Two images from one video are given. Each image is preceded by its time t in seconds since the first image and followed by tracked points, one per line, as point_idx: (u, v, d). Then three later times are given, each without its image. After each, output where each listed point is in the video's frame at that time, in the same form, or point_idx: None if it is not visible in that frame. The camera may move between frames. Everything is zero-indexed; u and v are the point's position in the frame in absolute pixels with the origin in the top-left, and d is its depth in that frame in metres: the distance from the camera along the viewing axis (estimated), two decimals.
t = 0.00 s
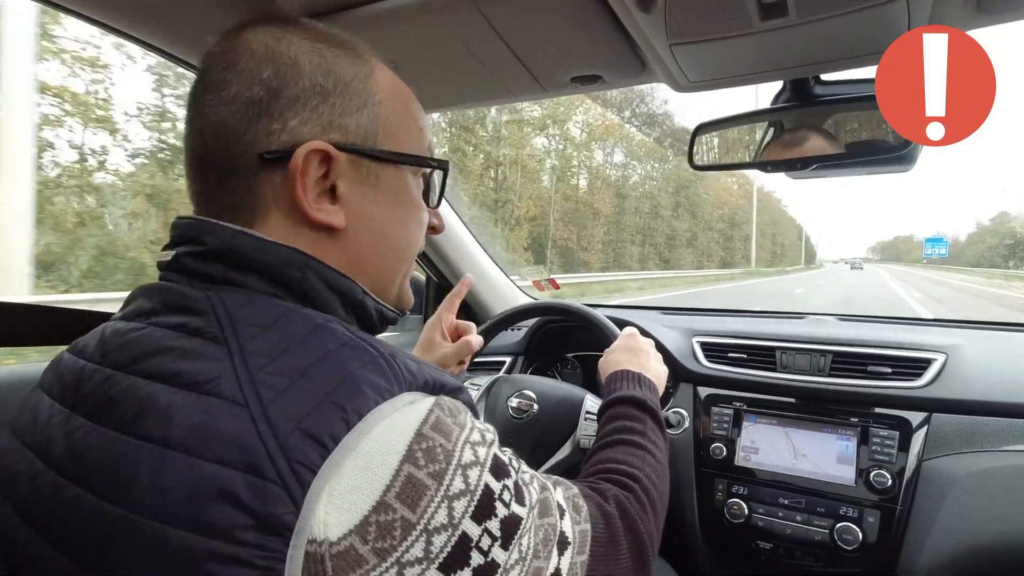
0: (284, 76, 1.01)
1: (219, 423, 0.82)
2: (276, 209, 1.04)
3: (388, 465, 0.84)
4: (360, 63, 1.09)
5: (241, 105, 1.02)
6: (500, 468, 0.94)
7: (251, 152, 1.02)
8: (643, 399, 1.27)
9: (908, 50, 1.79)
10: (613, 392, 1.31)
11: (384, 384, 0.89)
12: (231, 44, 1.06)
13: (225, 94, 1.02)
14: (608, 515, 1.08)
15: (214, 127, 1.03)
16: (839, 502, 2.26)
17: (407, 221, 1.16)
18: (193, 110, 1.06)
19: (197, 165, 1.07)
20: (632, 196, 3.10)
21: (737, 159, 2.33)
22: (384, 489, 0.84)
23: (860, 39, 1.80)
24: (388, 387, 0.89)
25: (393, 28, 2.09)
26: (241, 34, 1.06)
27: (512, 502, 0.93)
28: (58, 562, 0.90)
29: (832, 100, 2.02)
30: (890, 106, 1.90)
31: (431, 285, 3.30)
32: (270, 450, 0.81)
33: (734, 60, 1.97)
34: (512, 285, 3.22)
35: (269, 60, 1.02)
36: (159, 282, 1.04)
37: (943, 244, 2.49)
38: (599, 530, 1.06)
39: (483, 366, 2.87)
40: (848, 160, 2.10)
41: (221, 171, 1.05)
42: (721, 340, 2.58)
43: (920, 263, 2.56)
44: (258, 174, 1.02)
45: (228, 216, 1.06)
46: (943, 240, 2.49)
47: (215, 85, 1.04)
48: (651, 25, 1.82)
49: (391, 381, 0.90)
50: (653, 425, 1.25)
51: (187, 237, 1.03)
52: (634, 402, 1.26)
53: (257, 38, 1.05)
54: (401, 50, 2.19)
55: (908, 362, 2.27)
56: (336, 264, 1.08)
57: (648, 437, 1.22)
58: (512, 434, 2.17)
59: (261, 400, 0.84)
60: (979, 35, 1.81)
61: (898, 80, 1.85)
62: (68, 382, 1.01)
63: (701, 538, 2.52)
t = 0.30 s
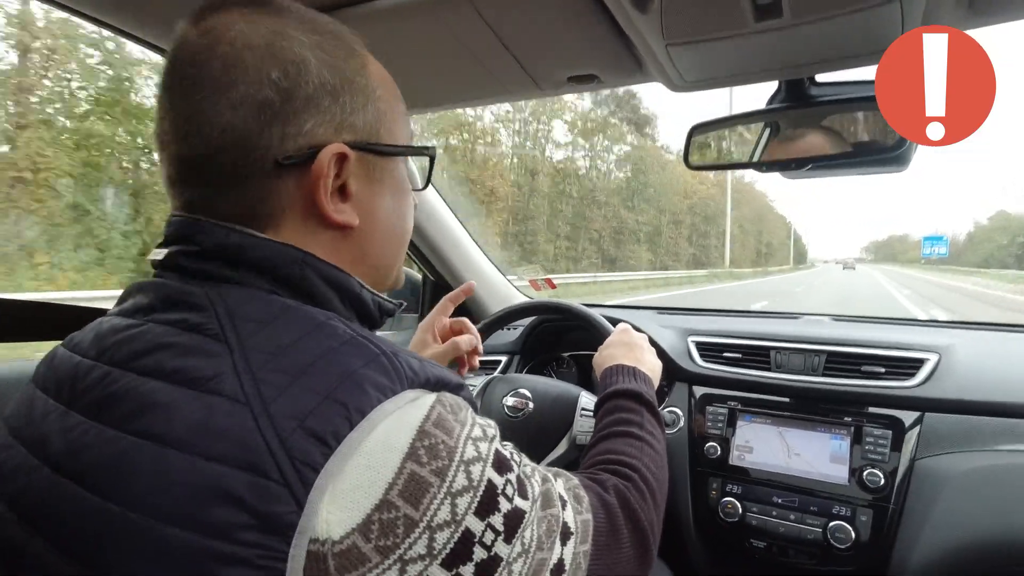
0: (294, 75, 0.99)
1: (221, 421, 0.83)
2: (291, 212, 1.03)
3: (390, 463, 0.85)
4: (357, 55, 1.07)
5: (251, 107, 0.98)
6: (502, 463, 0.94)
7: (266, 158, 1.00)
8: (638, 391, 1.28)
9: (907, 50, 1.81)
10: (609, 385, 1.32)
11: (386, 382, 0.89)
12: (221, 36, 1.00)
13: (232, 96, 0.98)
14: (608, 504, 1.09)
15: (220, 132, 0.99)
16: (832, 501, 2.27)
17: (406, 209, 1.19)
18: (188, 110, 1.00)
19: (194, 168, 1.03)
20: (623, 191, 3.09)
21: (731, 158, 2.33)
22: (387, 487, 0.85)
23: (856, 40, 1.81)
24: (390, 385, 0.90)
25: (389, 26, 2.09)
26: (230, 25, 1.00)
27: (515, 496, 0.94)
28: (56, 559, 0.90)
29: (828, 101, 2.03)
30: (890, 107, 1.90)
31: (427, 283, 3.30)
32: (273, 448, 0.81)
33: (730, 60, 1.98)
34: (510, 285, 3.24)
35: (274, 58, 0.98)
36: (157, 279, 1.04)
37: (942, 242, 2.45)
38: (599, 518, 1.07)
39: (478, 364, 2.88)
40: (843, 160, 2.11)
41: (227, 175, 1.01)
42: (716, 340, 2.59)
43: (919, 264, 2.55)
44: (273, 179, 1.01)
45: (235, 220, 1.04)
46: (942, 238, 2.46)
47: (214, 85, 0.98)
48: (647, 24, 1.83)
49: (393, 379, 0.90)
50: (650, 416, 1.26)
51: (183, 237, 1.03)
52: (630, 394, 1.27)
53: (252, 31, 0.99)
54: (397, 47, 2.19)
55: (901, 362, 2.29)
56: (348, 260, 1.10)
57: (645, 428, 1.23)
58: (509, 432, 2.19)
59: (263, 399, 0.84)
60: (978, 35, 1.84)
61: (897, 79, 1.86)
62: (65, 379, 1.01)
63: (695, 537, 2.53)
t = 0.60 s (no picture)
0: (276, 81, 0.98)
1: (224, 415, 0.83)
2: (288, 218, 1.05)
3: (393, 455, 0.85)
4: (334, 44, 1.05)
5: (237, 120, 0.98)
6: (501, 455, 0.95)
7: (260, 169, 1.01)
8: (635, 383, 1.29)
9: (908, 51, 1.83)
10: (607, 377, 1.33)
11: (388, 375, 0.90)
12: (195, 46, 0.98)
13: (218, 111, 0.98)
14: (607, 495, 1.10)
15: (211, 148, 0.99)
16: (828, 497, 2.29)
17: (399, 194, 1.20)
18: (176, 128, 1.00)
19: (187, 184, 1.04)
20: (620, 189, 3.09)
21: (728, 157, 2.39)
22: (389, 479, 0.85)
23: (853, 38, 1.83)
24: (391, 378, 0.90)
25: (390, 22, 2.10)
26: (201, 34, 0.98)
27: (516, 487, 0.94)
28: (58, 550, 0.91)
29: (825, 99, 2.04)
30: (891, 108, 1.91)
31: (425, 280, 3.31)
32: (276, 440, 0.82)
33: (730, 58, 1.99)
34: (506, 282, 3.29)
35: (253, 67, 0.97)
36: (155, 275, 1.04)
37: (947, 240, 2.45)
38: (598, 509, 1.08)
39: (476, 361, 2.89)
40: (837, 159, 2.13)
41: (222, 189, 1.02)
42: (713, 337, 2.60)
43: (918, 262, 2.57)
44: (268, 189, 1.02)
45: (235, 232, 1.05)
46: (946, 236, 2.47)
47: (200, 102, 0.98)
48: (647, 21, 1.84)
49: (393, 372, 0.91)
50: (647, 408, 1.27)
51: (174, 237, 1.04)
52: (627, 386, 1.28)
53: (225, 37, 0.97)
54: (398, 44, 2.20)
55: (897, 359, 2.30)
56: (351, 257, 1.13)
57: (643, 419, 1.24)
58: (507, 427, 2.19)
59: (265, 392, 0.85)
60: (977, 35, 1.85)
61: (898, 80, 1.89)
62: (64, 374, 1.01)
63: (691, 533, 2.54)
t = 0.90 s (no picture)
0: (307, 77, 1.03)
1: (229, 417, 0.84)
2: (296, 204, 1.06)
3: (396, 458, 0.87)
4: (376, 65, 1.11)
5: (264, 105, 1.04)
6: (502, 458, 0.97)
7: (274, 151, 1.04)
8: (634, 386, 1.30)
9: (908, 49, 1.82)
10: (607, 379, 1.34)
11: (391, 379, 0.91)
12: (252, 45, 1.07)
13: (250, 94, 1.04)
14: (604, 499, 1.11)
15: (235, 126, 1.05)
16: (825, 497, 2.30)
17: (418, 219, 1.20)
18: (213, 108, 1.07)
19: (212, 164, 1.09)
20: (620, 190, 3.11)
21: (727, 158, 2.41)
22: (391, 482, 0.86)
23: (853, 43, 1.84)
24: (395, 382, 0.91)
25: (391, 24, 2.10)
26: (261, 35, 1.08)
27: (516, 491, 0.96)
28: (65, 549, 0.92)
29: (823, 102, 2.05)
30: (891, 107, 1.92)
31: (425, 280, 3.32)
32: (279, 443, 0.83)
33: (730, 60, 2.00)
34: (506, 282, 3.30)
35: (291, 61, 1.04)
36: (161, 276, 1.05)
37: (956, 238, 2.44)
38: (596, 513, 1.09)
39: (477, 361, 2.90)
40: (826, 163, 2.20)
41: (238, 168, 1.06)
42: (713, 338, 2.62)
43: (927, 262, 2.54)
44: (279, 171, 1.04)
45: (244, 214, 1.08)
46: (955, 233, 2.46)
47: (237, 85, 1.05)
48: (649, 26, 1.85)
49: (397, 376, 0.92)
50: (645, 412, 1.28)
51: (189, 231, 1.04)
52: (625, 390, 1.29)
53: (278, 40, 1.06)
54: (399, 46, 2.21)
55: (894, 360, 2.31)
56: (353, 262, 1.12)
57: (641, 423, 1.25)
58: (507, 427, 2.20)
59: (269, 395, 0.86)
60: (977, 35, 1.84)
61: (898, 79, 1.87)
62: (69, 375, 1.02)
63: (689, 532, 2.56)
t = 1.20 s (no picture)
0: (290, 62, 1.02)
1: (220, 420, 0.84)
2: (274, 193, 1.05)
3: (388, 459, 0.86)
4: (359, 55, 1.10)
5: (244, 88, 1.01)
6: (498, 458, 0.96)
7: (253, 138, 1.02)
8: (635, 386, 1.29)
9: (908, 51, 1.82)
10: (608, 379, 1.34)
11: (381, 379, 0.90)
12: (230, 21, 1.04)
13: (227, 75, 1.01)
14: (603, 498, 1.10)
15: (210, 108, 1.02)
16: (827, 498, 2.29)
17: (395, 212, 1.20)
18: (185, 85, 1.04)
19: (184, 144, 1.06)
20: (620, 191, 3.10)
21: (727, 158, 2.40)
22: (384, 484, 0.86)
23: (855, 42, 1.83)
24: (386, 381, 0.91)
25: (391, 25, 2.10)
26: (238, 14, 1.05)
27: (511, 491, 0.95)
28: (57, 554, 0.91)
29: (825, 100, 2.05)
30: (892, 108, 1.91)
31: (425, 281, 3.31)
32: (270, 444, 0.82)
33: (730, 60, 1.99)
34: (505, 282, 3.33)
35: (274, 45, 1.02)
36: (147, 279, 1.05)
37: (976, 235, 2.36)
38: (594, 513, 1.08)
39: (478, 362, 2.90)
40: (829, 161, 2.18)
41: (212, 152, 1.04)
42: (714, 338, 2.61)
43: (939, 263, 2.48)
44: (258, 158, 1.03)
45: (218, 200, 1.06)
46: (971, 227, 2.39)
47: (212, 65, 1.02)
48: (648, 26, 1.85)
49: (388, 375, 0.92)
50: (645, 411, 1.27)
51: (173, 233, 1.04)
52: (626, 389, 1.28)
53: (258, 19, 1.04)
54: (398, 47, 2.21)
55: (897, 360, 2.30)
56: (330, 254, 1.11)
57: (641, 422, 1.24)
58: (508, 428, 2.19)
59: (259, 397, 0.85)
60: (977, 35, 1.85)
61: (898, 80, 1.87)
62: (57, 379, 1.02)
63: (692, 534, 2.55)
